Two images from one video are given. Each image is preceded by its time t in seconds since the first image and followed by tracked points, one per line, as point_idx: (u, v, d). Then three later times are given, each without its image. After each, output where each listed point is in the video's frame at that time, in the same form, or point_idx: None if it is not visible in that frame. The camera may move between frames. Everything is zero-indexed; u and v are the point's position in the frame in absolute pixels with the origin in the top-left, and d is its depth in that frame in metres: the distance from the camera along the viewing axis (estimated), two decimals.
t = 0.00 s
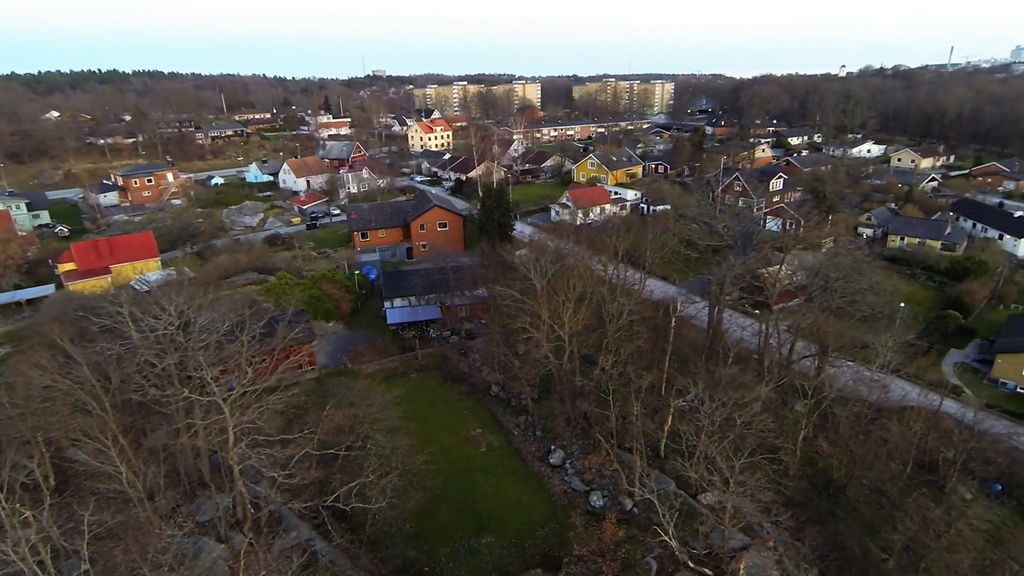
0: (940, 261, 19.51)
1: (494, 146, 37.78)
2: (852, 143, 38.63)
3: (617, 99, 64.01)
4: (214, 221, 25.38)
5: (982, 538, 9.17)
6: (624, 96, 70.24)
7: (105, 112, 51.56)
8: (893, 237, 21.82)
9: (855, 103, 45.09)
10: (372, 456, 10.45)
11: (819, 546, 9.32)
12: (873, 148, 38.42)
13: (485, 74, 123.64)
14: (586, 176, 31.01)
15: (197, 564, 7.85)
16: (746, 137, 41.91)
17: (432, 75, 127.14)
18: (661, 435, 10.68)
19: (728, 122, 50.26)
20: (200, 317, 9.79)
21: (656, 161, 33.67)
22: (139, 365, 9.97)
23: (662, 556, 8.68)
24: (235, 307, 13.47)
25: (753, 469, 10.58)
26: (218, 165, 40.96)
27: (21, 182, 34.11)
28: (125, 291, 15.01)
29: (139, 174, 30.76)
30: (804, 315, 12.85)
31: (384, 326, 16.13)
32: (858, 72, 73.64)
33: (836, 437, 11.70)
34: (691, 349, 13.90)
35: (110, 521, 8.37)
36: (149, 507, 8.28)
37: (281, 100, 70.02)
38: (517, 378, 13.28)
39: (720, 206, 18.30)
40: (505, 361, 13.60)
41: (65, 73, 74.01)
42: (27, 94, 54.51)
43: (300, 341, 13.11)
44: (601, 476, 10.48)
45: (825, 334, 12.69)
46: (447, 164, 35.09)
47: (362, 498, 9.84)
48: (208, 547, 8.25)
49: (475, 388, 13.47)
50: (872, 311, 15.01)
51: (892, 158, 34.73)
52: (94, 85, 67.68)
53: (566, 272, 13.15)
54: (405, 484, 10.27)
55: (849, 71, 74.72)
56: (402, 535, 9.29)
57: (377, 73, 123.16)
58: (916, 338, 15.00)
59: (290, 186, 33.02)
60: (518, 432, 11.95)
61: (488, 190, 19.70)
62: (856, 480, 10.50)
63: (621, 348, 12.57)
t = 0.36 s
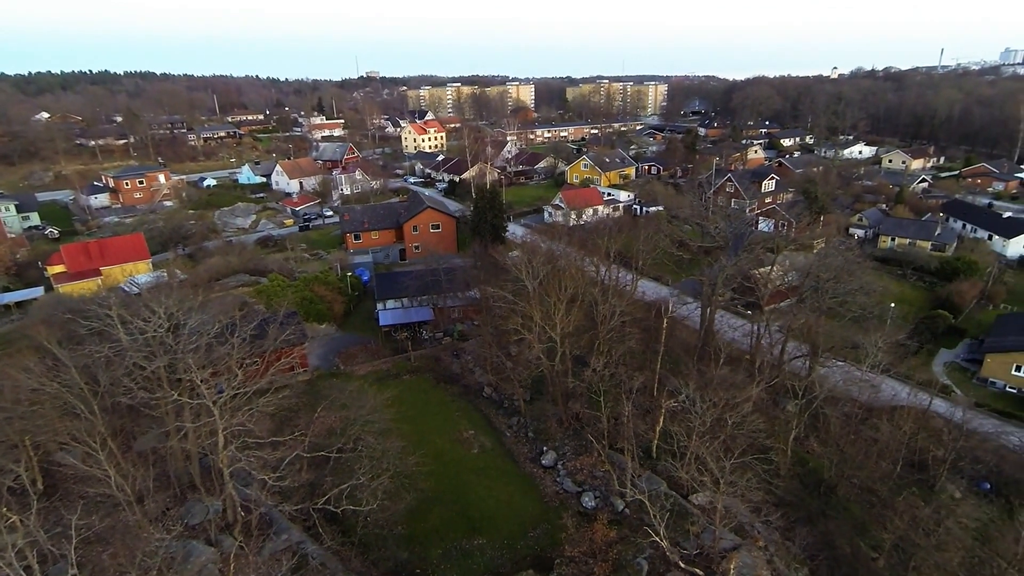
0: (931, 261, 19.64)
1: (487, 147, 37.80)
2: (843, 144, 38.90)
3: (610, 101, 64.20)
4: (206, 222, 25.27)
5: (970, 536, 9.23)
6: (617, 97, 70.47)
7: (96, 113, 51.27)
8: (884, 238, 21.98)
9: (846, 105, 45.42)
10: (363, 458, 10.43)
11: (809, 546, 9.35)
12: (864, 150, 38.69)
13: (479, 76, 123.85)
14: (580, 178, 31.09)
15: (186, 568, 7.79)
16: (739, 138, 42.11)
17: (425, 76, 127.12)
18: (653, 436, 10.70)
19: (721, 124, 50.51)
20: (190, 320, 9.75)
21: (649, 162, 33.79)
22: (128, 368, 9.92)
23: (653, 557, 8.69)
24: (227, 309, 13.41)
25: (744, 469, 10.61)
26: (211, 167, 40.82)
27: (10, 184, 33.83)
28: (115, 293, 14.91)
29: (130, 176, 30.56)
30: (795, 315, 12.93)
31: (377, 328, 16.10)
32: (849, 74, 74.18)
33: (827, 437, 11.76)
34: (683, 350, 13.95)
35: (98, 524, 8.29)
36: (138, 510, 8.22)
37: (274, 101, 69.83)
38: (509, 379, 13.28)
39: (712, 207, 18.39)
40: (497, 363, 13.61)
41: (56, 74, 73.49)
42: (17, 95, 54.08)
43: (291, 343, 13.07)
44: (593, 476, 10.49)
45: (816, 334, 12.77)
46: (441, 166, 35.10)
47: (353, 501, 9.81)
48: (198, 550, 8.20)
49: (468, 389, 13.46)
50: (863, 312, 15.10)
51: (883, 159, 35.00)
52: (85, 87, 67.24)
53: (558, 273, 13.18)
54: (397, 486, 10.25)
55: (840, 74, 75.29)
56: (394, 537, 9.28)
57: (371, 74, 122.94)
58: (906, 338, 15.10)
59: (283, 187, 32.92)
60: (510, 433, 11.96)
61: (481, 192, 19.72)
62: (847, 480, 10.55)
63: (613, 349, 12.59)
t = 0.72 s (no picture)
0: (925, 261, 19.69)
1: (483, 147, 37.79)
2: (839, 144, 39.00)
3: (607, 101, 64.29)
4: (202, 223, 25.23)
5: (962, 535, 9.25)
6: (614, 98, 70.54)
7: (92, 114, 51.13)
8: (879, 238, 22.04)
9: (842, 106, 45.57)
10: (357, 459, 10.42)
11: (802, 545, 9.36)
12: (860, 150, 38.79)
13: (476, 77, 123.85)
14: (576, 178, 31.14)
15: (179, 568, 7.78)
16: (735, 138, 42.20)
17: (422, 77, 127.24)
18: (647, 437, 10.72)
19: (717, 124, 50.63)
20: (183, 320, 9.73)
21: (646, 163, 33.84)
22: (122, 369, 9.90)
23: (647, 557, 8.72)
24: (221, 310, 13.39)
25: (737, 469, 10.65)
26: (207, 167, 40.75)
27: (5, 184, 33.71)
28: (110, 294, 14.87)
29: (125, 176, 30.45)
30: (789, 315, 12.96)
31: (372, 328, 16.09)
32: (845, 74, 74.34)
33: (820, 436, 11.79)
34: (678, 350, 13.96)
35: (91, 525, 8.27)
36: (131, 511, 8.19)
37: (270, 101, 69.73)
38: (505, 379, 13.29)
39: (708, 207, 18.43)
40: (492, 363, 13.61)
41: (51, 74, 73.25)
42: (12, 95, 53.92)
43: (285, 343, 13.06)
44: (587, 476, 10.51)
45: (810, 334, 12.80)
46: (437, 166, 35.09)
47: (347, 501, 9.80)
48: (191, 550, 8.19)
49: (463, 389, 13.47)
50: (858, 312, 15.14)
51: (879, 159, 35.16)
52: (80, 86, 67.03)
53: (553, 273, 13.19)
54: (391, 486, 10.25)
55: (836, 75, 75.38)
56: (388, 538, 9.28)
57: (367, 74, 122.84)
58: (901, 338, 15.14)
59: (279, 188, 32.87)
60: (505, 433, 11.96)
61: (477, 192, 19.72)
62: (840, 480, 10.56)
63: (607, 349, 12.60)
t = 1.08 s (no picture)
0: (923, 263, 19.68)
1: (482, 148, 37.85)
2: (837, 146, 39.07)
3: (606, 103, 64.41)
4: (200, 224, 25.24)
5: (958, 536, 9.28)
6: (613, 99, 70.68)
7: (91, 115, 51.17)
8: (877, 239, 22.06)
9: (840, 107, 45.65)
10: (353, 460, 10.42)
11: (798, 547, 9.37)
12: (859, 152, 38.84)
13: (476, 78, 124.06)
14: (574, 179, 31.20)
15: (174, 569, 7.76)
16: (733, 140, 42.27)
17: (422, 78, 127.38)
18: (643, 438, 10.72)
19: (716, 125, 50.71)
20: (179, 322, 9.73)
21: (644, 164, 33.88)
22: (117, 370, 9.90)
23: (642, 558, 8.72)
24: (218, 311, 13.39)
25: (733, 471, 10.64)
26: (206, 168, 40.78)
27: (4, 185, 33.73)
28: (107, 295, 14.89)
29: (124, 177, 30.42)
30: (786, 316, 12.97)
31: (370, 329, 16.10)
32: (844, 76, 74.46)
33: (817, 438, 11.79)
34: (674, 351, 13.98)
35: (85, 526, 8.26)
36: (126, 511, 8.18)
37: (269, 102, 69.81)
38: (502, 381, 13.29)
39: (705, 209, 18.46)
40: (489, 364, 13.61)
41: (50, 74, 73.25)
42: (11, 97, 53.97)
43: (282, 344, 13.06)
44: (584, 477, 10.51)
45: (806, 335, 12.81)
46: (436, 167, 35.13)
47: (342, 502, 9.80)
48: (187, 551, 8.18)
49: (460, 390, 13.48)
50: (855, 313, 15.15)
51: (877, 161, 35.31)
52: (79, 87, 67.03)
53: (550, 274, 13.21)
54: (387, 487, 10.25)
55: (835, 76, 75.49)
56: (383, 539, 9.28)
57: (366, 74, 122.91)
58: (898, 340, 15.14)
59: (278, 189, 32.90)
60: (501, 434, 11.97)
61: (475, 193, 19.75)
62: (837, 481, 10.55)
63: (604, 351, 12.60)
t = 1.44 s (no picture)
0: (922, 264, 19.68)
1: (481, 149, 37.88)
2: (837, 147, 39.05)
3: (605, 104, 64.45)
4: (199, 224, 25.25)
5: (954, 538, 9.27)
6: (612, 100, 70.72)
7: (91, 115, 51.19)
8: (876, 240, 22.07)
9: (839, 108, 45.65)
10: (350, 460, 10.42)
11: (794, 547, 9.38)
12: (858, 153, 38.82)
13: (476, 78, 124.03)
14: (573, 180, 31.24)
15: (170, 569, 7.78)
16: (733, 141, 42.29)
17: (421, 79, 127.39)
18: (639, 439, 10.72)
19: (715, 126, 50.72)
20: (176, 321, 9.75)
21: (643, 164, 33.87)
22: (114, 369, 9.92)
23: (638, 559, 8.74)
24: (215, 312, 13.41)
25: (729, 471, 10.64)
26: (205, 168, 40.82)
27: (3, 185, 33.75)
28: (105, 295, 14.92)
29: (123, 178, 30.43)
30: (783, 317, 12.98)
31: (368, 330, 16.10)
32: (843, 77, 74.54)
33: (814, 438, 11.79)
34: (671, 352, 14.00)
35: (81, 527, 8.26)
36: (122, 512, 8.18)
37: (269, 102, 69.82)
38: (499, 381, 13.30)
39: (703, 209, 18.44)
40: (487, 365, 13.62)
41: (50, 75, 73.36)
42: (11, 97, 53.99)
43: (279, 345, 13.07)
44: (580, 479, 10.53)
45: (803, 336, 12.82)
46: (436, 167, 35.15)
47: (338, 502, 9.81)
48: (182, 552, 8.19)
49: (457, 391, 13.49)
50: (852, 314, 15.14)
51: (876, 162, 35.29)
52: (78, 87, 67.02)
53: (547, 275, 13.22)
54: (383, 487, 10.25)
55: (834, 77, 75.54)
56: (379, 539, 9.29)
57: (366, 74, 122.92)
58: (895, 341, 15.12)
59: (277, 189, 32.91)
60: (498, 435, 11.98)
61: (473, 194, 19.76)
62: (833, 482, 10.53)
63: (601, 352, 12.61)
